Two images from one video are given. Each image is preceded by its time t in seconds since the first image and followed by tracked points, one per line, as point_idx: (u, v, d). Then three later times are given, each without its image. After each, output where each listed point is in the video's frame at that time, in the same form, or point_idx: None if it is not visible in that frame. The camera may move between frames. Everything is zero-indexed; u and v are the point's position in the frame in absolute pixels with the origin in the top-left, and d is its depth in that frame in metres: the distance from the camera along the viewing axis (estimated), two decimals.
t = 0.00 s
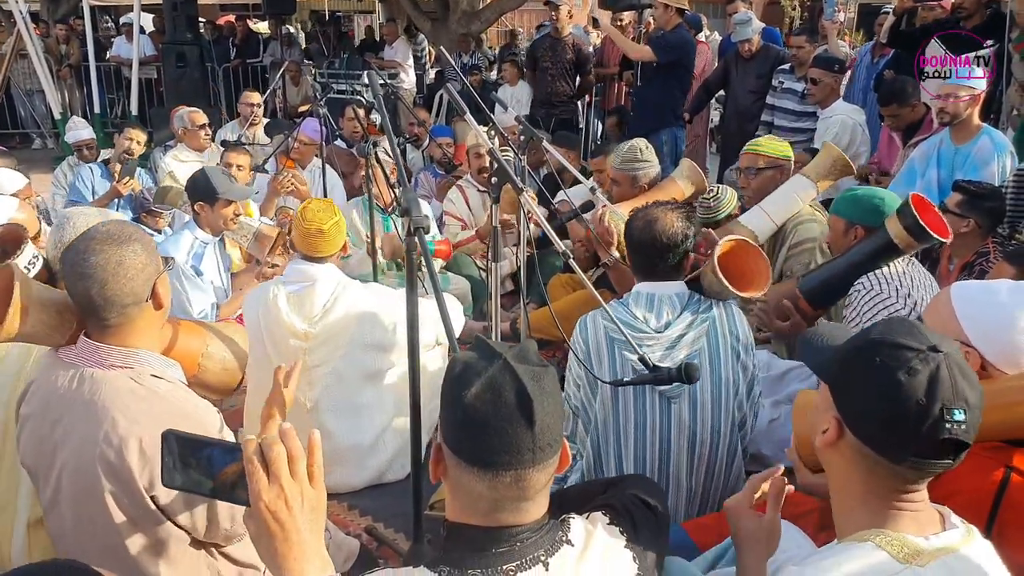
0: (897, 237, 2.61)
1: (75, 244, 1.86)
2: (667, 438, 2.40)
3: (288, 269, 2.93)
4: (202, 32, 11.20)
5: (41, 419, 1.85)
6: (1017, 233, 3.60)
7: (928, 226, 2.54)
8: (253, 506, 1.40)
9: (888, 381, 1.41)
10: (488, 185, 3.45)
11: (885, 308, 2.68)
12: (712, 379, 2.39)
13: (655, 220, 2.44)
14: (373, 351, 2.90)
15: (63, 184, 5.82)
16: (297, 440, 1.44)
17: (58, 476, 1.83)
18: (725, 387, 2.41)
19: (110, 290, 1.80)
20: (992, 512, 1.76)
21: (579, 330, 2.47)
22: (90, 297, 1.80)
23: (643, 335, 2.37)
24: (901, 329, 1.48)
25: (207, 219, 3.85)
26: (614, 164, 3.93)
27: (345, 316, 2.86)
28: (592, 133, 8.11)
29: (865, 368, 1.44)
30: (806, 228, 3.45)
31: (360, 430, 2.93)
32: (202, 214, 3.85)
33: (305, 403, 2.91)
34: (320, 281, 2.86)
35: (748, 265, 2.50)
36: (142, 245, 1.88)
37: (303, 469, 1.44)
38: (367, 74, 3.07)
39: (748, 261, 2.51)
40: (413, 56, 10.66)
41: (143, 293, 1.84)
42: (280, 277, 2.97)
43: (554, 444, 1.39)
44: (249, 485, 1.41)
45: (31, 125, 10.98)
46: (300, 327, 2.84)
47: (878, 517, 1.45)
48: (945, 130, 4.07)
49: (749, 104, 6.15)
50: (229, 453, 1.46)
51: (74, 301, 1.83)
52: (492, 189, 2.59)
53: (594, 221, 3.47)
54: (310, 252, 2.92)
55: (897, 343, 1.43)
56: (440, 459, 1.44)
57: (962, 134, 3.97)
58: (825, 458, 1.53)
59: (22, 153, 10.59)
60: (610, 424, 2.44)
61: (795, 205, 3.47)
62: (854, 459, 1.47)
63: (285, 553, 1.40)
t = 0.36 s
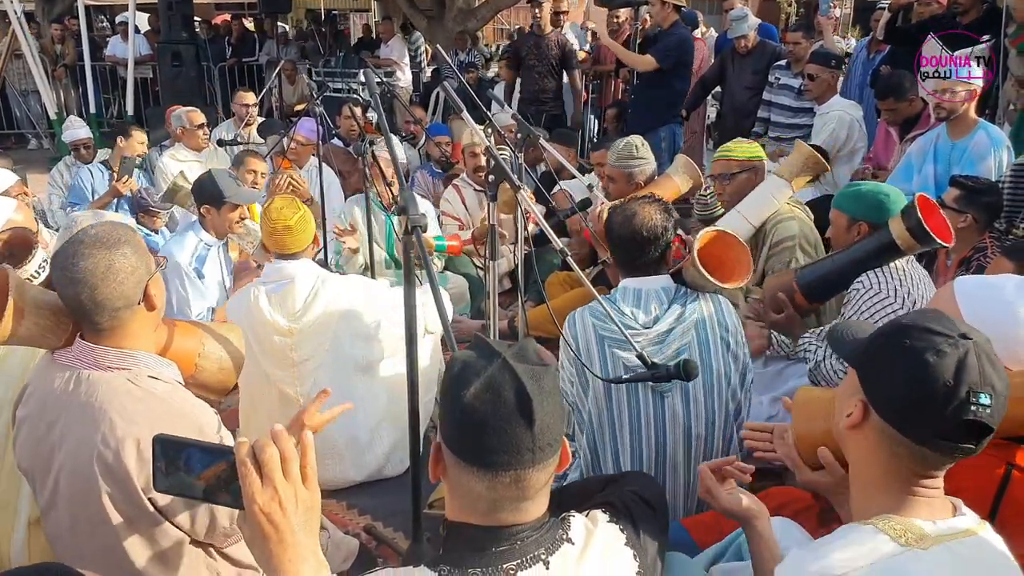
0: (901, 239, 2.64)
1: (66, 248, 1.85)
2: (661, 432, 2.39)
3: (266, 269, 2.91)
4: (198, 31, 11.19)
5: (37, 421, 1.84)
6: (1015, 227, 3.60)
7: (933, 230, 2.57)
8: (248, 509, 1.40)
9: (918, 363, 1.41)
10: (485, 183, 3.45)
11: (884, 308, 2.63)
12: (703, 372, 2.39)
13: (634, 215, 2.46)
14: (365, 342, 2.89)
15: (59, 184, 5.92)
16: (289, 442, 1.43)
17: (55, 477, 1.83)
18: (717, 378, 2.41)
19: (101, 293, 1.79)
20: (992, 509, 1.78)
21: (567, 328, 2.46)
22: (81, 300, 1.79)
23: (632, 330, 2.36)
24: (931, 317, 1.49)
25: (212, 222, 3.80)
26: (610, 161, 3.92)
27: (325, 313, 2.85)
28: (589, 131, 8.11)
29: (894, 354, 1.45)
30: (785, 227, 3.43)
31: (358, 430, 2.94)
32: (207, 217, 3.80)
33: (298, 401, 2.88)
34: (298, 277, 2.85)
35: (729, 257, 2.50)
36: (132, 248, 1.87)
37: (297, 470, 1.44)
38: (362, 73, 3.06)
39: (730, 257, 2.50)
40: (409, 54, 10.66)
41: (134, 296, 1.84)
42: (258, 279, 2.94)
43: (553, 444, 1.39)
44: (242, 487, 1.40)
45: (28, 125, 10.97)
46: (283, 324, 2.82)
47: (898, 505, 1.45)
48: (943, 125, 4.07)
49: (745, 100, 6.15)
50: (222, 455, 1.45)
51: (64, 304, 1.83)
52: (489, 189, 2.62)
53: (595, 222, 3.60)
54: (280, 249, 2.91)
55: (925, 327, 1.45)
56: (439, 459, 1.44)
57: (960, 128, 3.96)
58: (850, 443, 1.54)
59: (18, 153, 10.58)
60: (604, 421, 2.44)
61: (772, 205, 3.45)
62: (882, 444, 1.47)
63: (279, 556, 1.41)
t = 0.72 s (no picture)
0: (889, 235, 2.62)
1: (64, 245, 1.84)
2: (654, 425, 2.38)
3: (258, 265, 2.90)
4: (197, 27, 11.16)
5: (38, 416, 1.84)
6: (1015, 223, 3.60)
7: (920, 224, 2.55)
8: (237, 506, 1.40)
9: (898, 349, 1.44)
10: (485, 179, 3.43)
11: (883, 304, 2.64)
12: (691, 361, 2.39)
13: (612, 211, 2.54)
14: (359, 335, 2.90)
15: (58, 181, 5.88)
16: (279, 439, 1.44)
17: (55, 473, 1.82)
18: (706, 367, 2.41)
19: (100, 290, 1.79)
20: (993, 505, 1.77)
21: (557, 330, 2.49)
22: (81, 297, 1.79)
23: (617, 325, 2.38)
24: (912, 306, 1.52)
25: (215, 219, 3.81)
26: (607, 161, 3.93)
27: (317, 308, 2.85)
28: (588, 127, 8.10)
29: (876, 342, 1.48)
30: (800, 221, 3.46)
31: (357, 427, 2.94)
32: (209, 215, 3.81)
33: (293, 392, 2.87)
34: (290, 272, 2.84)
35: (707, 243, 2.56)
36: (133, 245, 1.86)
37: (285, 467, 1.45)
38: (362, 68, 3.05)
39: (708, 246, 2.56)
40: (408, 50, 10.64)
41: (134, 293, 1.83)
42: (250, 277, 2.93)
43: (551, 440, 1.38)
44: (230, 484, 1.40)
45: (26, 121, 10.94)
46: (276, 318, 2.81)
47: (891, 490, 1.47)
48: (943, 121, 4.06)
49: (744, 96, 6.14)
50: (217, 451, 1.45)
51: (66, 300, 1.83)
52: (489, 184, 2.62)
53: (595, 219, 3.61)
54: (271, 245, 2.95)
55: (905, 316, 1.48)
56: (439, 455, 1.44)
57: (961, 124, 3.95)
58: (841, 431, 1.57)
59: (16, 150, 10.55)
60: (600, 421, 2.44)
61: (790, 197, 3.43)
62: (868, 432, 1.50)
63: (269, 552, 1.43)
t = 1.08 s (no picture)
0: (889, 237, 2.59)
1: (56, 245, 1.84)
2: (656, 425, 2.38)
3: (263, 263, 2.91)
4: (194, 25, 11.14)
5: (32, 418, 1.84)
6: (1013, 220, 3.60)
7: (919, 228, 2.53)
8: (234, 506, 1.41)
9: (852, 352, 1.44)
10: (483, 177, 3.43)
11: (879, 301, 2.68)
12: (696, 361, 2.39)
13: (615, 209, 2.52)
14: (359, 334, 2.91)
15: (55, 180, 5.86)
16: (276, 439, 1.44)
17: (50, 473, 1.82)
18: (710, 367, 2.41)
19: (90, 289, 1.79)
20: (991, 500, 1.77)
21: (560, 328, 2.48)
22: (71, 297, 1.79)
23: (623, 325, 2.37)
24: (871, 307, 1.52)
25: (205, 215, 3.79)
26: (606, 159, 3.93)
27: (321, 308, 2.86)
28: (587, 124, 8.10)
29: (840, 348, 1.47)
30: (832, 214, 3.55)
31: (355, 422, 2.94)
32: (198, 210, 3.78)
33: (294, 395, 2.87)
34: (293, 272, 2.85)
35: (711, 243, 2.54)
36: (122, 245, 1.86)
37: (282, 467, 1.44)
38: (360, 66, 3.04)
39: (710, 248, 2.54)
40: (406, 48, 10.64)
41: (125, 292, 1.84)
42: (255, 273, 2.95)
43: (547, 437, 1.38)
44: (227, 484, 1.41)
45: (23, 120, 10.91)
46: (278, 318, 2.82)
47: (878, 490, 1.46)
48: (940, 118, 4.07)
49: (742, 93, 6.14)
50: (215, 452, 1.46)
51: (59, 300, 1.83)
52: (488, 182, 2.61)
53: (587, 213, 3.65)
54: (275, 242, 2.93)
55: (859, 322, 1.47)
56: (435, 454, 1.44)
57: (958, 121, 3.96)
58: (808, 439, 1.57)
59: (14, 149, 10.53)
60: (601, 420, 2.44)
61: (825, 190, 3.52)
62: (833, 441, 1.50)
63: (266, 552, 1.42)
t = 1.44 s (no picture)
0: (889, 235, 2.62)
1: (54, 245, 1.84)
2: (655, 423, 2.38)
3: (279, 261, 2.90)
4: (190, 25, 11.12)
5: (31, 419, 1.84)
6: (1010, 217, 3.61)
7: (919, 226, 2.56)
8: (239, 507, 1.40)
9: (807, 368, 1.47)
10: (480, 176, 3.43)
11: (878, 299, 2.65)
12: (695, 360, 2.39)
13: (614, 210, 2.49)
14: (373, 343, 2.91)
15: (50, 181, 5.88)
16: (282, 440, 1.43)
17: (50, 474, 1.82)
18: (709, 367, 2.41)
19: (88, 289, 1.79)
20: (988, 499, 1.77)
21: (558, 324, 2.47)
22: (70, 298, 1.79)
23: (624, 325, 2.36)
24: (833, 317, 1.54)
25: (209, 218, 3.82)
26: (605, 156, 3.93)
27: (337, 307, 2.85)
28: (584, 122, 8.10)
29: (806, 358, 1.48)
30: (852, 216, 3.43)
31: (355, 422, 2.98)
32: (203, 213, 3.82)
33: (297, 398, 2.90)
34: (311, 273, 2.85)
35: (715, 244, 2.52)
36: (120, 245, 1.86)
37: (288, 468, 1.44)
38: (356, 65, 3.04)
39: (713, 247, 2.52)
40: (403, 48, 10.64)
41: (123, 292, 1.83)
42: (269, 269, 2.96)
43: (542, 437, 1.38)
44: (233, 485, 1.41)
45: (20, 121, 10.89)
46: (292, 321, 2.84)
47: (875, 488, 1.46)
48: (937, 115, 4.07)
49: (739, 92, 6.14)
50: (216, 455, 1.45)
51: (58, 301, 1.82)
52: (485, 182, 2.61)
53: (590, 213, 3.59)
54: (302, 243, 2.90)
55: (814, 341, 1.49)
56: (431, 455, 1.44)
57: (955, 119, 3.96)
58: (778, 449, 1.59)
59: (10, 150, 10.50)
60: (599, 417, 2.44)
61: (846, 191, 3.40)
62: (800, 454, 1.51)
63: (272, 553, 1.42)
